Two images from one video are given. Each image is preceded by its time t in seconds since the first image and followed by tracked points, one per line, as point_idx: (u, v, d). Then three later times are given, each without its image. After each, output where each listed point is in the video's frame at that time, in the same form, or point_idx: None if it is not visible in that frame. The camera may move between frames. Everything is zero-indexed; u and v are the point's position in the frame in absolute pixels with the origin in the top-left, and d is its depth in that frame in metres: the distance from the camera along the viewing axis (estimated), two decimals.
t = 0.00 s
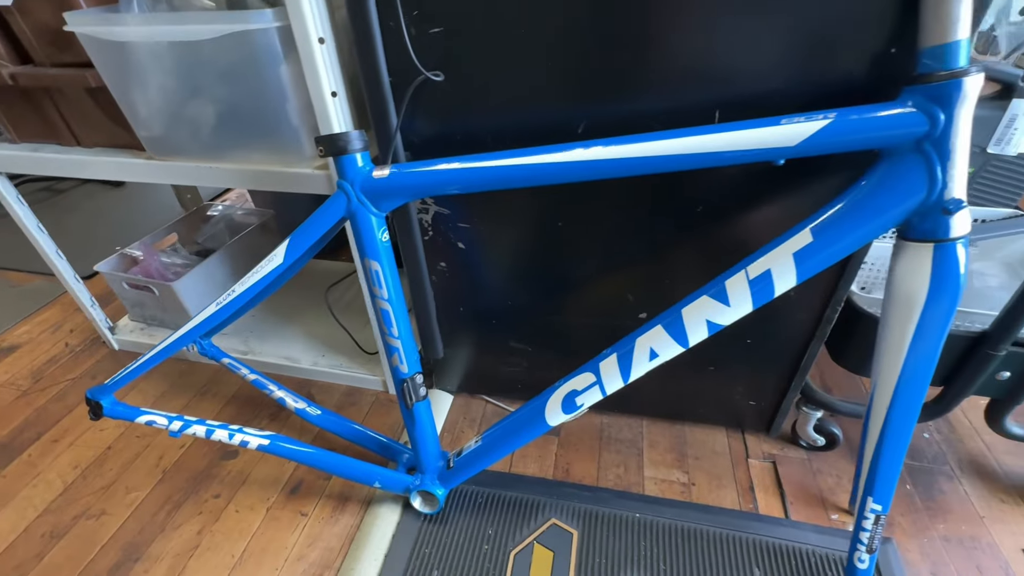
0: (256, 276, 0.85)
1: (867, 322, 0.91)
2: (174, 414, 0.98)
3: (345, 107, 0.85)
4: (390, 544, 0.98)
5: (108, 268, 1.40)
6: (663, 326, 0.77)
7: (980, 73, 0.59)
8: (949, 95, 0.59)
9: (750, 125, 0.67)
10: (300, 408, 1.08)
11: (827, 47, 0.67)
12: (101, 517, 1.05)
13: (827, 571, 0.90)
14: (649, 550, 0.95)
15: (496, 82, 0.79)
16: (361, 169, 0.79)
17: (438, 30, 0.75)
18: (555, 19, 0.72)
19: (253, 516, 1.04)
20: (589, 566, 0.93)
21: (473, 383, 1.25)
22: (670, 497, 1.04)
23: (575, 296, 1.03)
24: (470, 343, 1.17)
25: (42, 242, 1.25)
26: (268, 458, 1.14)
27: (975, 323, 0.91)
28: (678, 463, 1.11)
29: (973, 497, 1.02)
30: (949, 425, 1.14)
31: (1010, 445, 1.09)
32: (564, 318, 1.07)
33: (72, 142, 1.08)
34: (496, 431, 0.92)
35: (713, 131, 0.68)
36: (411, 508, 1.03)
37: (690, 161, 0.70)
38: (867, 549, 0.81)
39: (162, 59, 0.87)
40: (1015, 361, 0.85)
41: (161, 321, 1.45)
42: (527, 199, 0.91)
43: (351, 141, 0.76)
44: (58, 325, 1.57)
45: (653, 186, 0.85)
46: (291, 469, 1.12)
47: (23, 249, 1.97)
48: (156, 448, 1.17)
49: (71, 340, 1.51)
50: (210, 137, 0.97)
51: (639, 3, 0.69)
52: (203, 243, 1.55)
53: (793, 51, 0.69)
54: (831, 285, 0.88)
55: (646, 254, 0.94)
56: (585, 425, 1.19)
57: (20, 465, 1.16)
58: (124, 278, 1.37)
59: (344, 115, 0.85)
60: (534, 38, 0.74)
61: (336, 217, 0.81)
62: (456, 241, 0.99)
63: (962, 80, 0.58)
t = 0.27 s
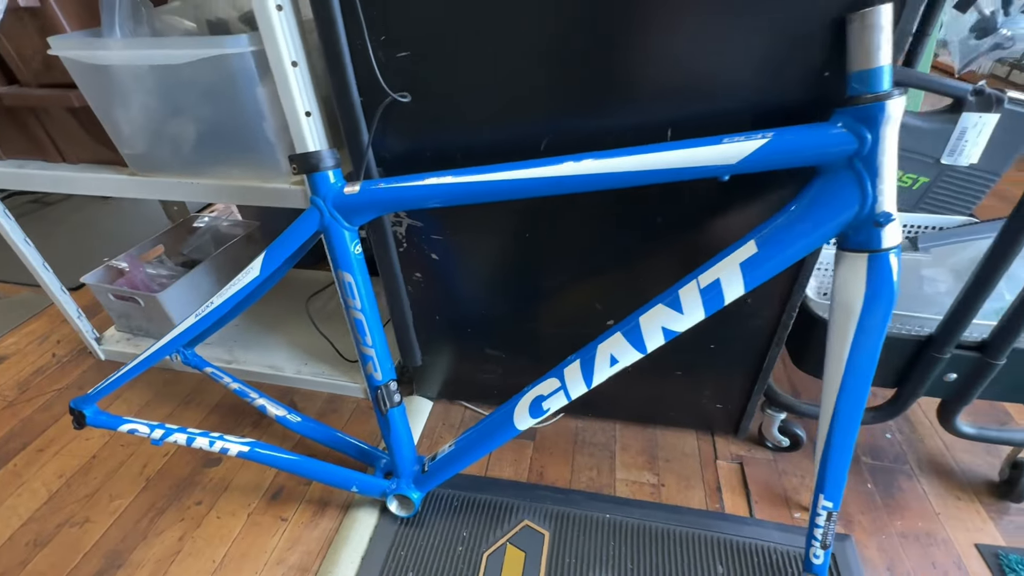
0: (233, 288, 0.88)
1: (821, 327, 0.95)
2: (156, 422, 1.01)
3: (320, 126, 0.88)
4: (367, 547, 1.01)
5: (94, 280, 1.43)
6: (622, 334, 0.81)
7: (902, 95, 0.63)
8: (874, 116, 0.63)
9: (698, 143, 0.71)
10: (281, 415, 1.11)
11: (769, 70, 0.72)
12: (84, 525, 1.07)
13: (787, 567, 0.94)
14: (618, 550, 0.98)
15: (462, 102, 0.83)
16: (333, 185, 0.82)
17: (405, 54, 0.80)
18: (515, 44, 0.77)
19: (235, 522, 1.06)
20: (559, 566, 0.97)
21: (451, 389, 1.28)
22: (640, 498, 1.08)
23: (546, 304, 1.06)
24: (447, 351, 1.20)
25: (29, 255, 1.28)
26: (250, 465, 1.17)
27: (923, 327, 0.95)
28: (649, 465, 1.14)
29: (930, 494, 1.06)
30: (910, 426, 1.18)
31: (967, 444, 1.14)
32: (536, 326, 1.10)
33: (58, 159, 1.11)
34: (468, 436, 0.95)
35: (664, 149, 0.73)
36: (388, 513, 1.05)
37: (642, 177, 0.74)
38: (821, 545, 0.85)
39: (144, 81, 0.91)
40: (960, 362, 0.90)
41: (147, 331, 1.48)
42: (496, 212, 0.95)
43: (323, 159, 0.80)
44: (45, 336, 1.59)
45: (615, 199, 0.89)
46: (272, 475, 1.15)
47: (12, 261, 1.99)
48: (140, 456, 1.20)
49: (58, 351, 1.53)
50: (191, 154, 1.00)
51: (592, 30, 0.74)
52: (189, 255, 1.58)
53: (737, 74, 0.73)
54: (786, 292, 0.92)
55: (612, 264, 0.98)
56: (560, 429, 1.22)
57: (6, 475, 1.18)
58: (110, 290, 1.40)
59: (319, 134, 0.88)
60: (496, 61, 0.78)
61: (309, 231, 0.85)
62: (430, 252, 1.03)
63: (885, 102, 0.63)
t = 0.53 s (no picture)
0: (217, 298, 0.91)
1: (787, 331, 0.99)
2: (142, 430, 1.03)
3: (300, 140, 0.92)
4: (350, 550, 1.03)
5: (84, 290, 1.45)
6: (592, 339, 0.84)
7: (846, 112, 0.67)
8: (820, 132, 0.67)
9: (660, 157, 0.75)
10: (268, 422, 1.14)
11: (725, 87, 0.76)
12: (72, 532, 1.09)
13: (758, 564, 0.97)
14: (594, 549, 1.01)
15: (437, 117, 0.86)
16: (313, 199, 0.85)
17: (380, 73, 0.83)
18: (486, 62, 0.80)
19: (221, 527, 1.09)
20: (537, 566, 0.99)
21: (436, 394, 1.31)
22: (617, 498, 1.10)
23: (524, 310, 1.10)
24: (430, 357, 1.23)
25: (18, 267, 1.30)
26: (236, 471, 1.19)
27: (883, 329, 0.99)
28: (627, 466, 1.17)
29: (898, 492, 1.09)
30: (881, 425, 1.22)
31: (935, 443, 1.17)
32: (515, 332, 1.13)
33: (47, 173, 1.14)
34: (448, 440, 0.98)
35: (628, 162, 0.76)
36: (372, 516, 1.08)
37: (608, 189, 0.78)
38: (788, 541, 0.88)
39: (131, 98, 0.94)
40: (918, 363, 0.93)
41: (136, 340, 1.50)
42: (474, 222, 0.98)
43: (302, 173, 0.83)
44: (35, 346, 1.61)
45: (586, 209, 0.93)
46: (258, 481, 1.17)
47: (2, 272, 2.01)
48: (128, 463, 1.21)
49: (47, 361, 1.55)
50: (177, 167, 1.03)
51: (559, 49, 0.77)
52: (177, 264, 1.60)
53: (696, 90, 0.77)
54: (752, 297, 0.96)
55: (586, 272, 1.01)
56: (542, 432, 1.25)
57: None
58: (99, 300, 1.42)
59: (300, 148, 0.92)
60: (468, 79, 0.82)
61: (290, 243, 0.88)
62: (410, 261, 1.06)
63: (830, 118, 0.66)
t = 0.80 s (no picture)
0: (205, 306, 0.93)
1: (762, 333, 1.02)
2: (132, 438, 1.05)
3: (286, 153, 0.94)
4: (338, 554, 1.05)
5: (75, 300, 1.46)
6: (570, 343, 0.87)
7: (806, 124, 0.70)
8: (782, 143, 0.70)
9: (632, 167, 0.78)
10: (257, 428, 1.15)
11: (694, 100, 0.79)
12: (63, 540, 1.10)
13: (737, 561, 0.99)
14: (578, 549, 1.03)
15: (419, 130, 0.89)
16: (298, 210, 0.88)
17: (363, 88, 0.86)
18: (464, 78, 0.83)
19: (211, 533, 1.10)
20: (521, 566, 1.01)
21: (424, 399, 1.33)
22: (601, 499, 1.13)
23: (508, 316, 1.12)
24: (418, 362, 1.25)
25: (9, 278, 1.32)
26: (227, 478, 1.20)
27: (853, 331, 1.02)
28: (612, 468, 1.19)
29: (874, 489, 1.12)
30: (859, 425, 1.25)
31: (911, 441, 1.20)
32: (500, 337, 1.16)
33: (37, 186, 1.15)
34: (434, 444, 1.00)
35: (603, 172, 0.79)
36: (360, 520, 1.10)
37: (584, 198, 0.80)
38: (763, 538, 0.90)
39: (120, 112, 0.96)
40: (889, 363, 0.97)
41: (127, 349, 1.51)
42: (457, 230, 1.01)
43: (287, 185, 0.86)
44: (26, 356, 1.62)
45: (565, 217, 0.95)
46: (248, 487, 1.18)
47: None
48: (119, 471, 1.23)
49: (38, 371, 1.56)
50: (166, 178, 1.05)
51: (534, 64, 0.80)
52: (168, 273, 1.62)
53: (666, 103, 0.80)
54: (727, 301, 0.99)
55: (567, 278, 1.03)
56: (528, 436, 1.28)
57: None
58: (90, 309, 1.44)
59: (286, 160, 0.94)
60: (448, 93, 0.85)
61: (276, 253, 0.90)
62: (396, 269, 1.08)
63: (790, 130, 0.70)
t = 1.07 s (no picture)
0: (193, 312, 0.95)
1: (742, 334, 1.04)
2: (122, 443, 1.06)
3: (273, 160, 0.96)
4: (328, 556, 1.06)
5: (65, 307, 1.47)
6: (552, 345, 0.89)
7: (775, 130, 0.72)
8: (752, 149, 0.73)
9: (610, 172, 0.80)
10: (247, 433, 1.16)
11: (668, 107, 0.82)
12: (53, 545, 1.10)
13: (720, 558, 1.01)
14: (564, 548, 1.05)
15: (403, 138, 0.91)
16: (284, 216, 0.90)
17: (347, 97, 0.88)
18: (447, 87, 0.85)
19: (201, 537, 1.11)
20: (508, 566, 1.03)
21: (413, 402, 1.34)
22: (587, 499, 1.14)
23: (494, 319, 1.14)
24: (406, 365, 1.27)
25: None
26: (217, 482, 1.21)
27: (830, 331, 1.05)
28: (598, 468, 1.21)
29: (855, 486, 1.14)
30: (841, 423, 1.27)
31: (891, 438, 1.22)
32: (487, 340, 1.17)
33: (26, 194, 1.17)
34: (420, 446, 1.02)
35: (582, 177, 0.81)
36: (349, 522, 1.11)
37: (562, 204, 0.82)
38: (744, 535, 0.92)
39: (109, 121, 0.97)
40: (865, 362, 0.99)
41: (118, 355, 1.52)
42: (442, 235, 1.03)
43: (273, 192, 0.87)
44: (16, 363, 1.62)
45: (548, 221, 0.98)
46: (238, 491, 1.19)
47: None
48: (109, 477, 1.24)
49: (29, 378, 1.56)
50: (155, 186, 1.07)
51: (515, 74, 0.83)
52: (158, 280, 1.62)
53: (642, 110, 0.83)
54: (707, 303, 1.01)
55: (550, 281, 1.05)
56: (516, 437, 1.29)
57: None
58: (80, 316, 1.45)
59: (273, 168, 0.96)
60: (430, 102, 0.87)
61: (263, 259, 0.92)
62: (383, 273, 1.10)
63: (759, 137, 0.72)
